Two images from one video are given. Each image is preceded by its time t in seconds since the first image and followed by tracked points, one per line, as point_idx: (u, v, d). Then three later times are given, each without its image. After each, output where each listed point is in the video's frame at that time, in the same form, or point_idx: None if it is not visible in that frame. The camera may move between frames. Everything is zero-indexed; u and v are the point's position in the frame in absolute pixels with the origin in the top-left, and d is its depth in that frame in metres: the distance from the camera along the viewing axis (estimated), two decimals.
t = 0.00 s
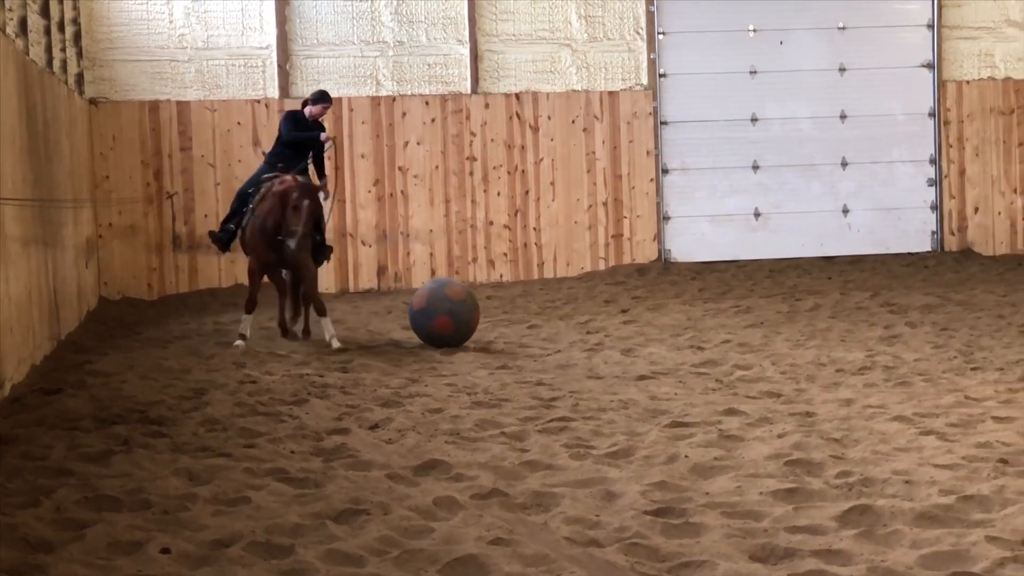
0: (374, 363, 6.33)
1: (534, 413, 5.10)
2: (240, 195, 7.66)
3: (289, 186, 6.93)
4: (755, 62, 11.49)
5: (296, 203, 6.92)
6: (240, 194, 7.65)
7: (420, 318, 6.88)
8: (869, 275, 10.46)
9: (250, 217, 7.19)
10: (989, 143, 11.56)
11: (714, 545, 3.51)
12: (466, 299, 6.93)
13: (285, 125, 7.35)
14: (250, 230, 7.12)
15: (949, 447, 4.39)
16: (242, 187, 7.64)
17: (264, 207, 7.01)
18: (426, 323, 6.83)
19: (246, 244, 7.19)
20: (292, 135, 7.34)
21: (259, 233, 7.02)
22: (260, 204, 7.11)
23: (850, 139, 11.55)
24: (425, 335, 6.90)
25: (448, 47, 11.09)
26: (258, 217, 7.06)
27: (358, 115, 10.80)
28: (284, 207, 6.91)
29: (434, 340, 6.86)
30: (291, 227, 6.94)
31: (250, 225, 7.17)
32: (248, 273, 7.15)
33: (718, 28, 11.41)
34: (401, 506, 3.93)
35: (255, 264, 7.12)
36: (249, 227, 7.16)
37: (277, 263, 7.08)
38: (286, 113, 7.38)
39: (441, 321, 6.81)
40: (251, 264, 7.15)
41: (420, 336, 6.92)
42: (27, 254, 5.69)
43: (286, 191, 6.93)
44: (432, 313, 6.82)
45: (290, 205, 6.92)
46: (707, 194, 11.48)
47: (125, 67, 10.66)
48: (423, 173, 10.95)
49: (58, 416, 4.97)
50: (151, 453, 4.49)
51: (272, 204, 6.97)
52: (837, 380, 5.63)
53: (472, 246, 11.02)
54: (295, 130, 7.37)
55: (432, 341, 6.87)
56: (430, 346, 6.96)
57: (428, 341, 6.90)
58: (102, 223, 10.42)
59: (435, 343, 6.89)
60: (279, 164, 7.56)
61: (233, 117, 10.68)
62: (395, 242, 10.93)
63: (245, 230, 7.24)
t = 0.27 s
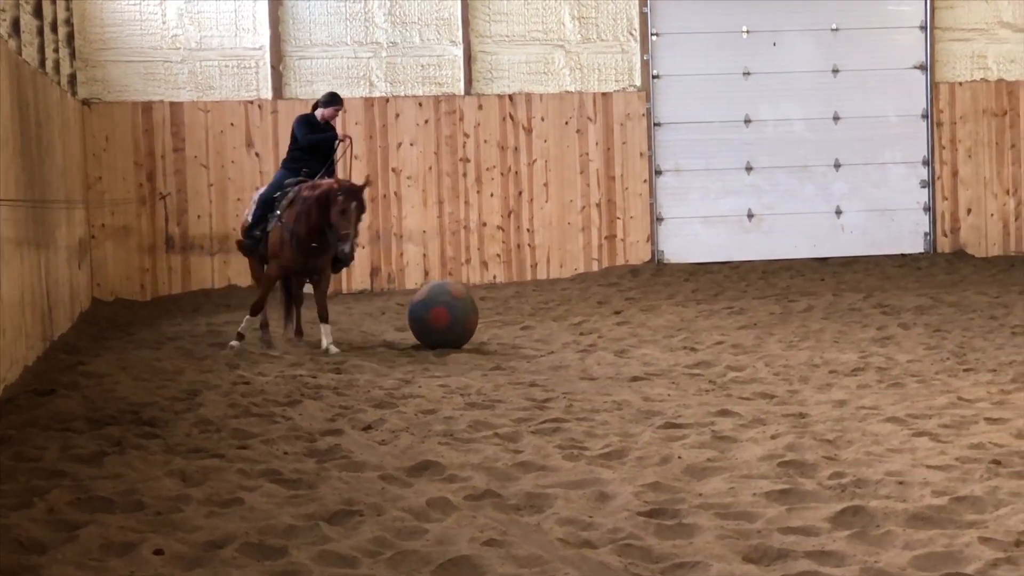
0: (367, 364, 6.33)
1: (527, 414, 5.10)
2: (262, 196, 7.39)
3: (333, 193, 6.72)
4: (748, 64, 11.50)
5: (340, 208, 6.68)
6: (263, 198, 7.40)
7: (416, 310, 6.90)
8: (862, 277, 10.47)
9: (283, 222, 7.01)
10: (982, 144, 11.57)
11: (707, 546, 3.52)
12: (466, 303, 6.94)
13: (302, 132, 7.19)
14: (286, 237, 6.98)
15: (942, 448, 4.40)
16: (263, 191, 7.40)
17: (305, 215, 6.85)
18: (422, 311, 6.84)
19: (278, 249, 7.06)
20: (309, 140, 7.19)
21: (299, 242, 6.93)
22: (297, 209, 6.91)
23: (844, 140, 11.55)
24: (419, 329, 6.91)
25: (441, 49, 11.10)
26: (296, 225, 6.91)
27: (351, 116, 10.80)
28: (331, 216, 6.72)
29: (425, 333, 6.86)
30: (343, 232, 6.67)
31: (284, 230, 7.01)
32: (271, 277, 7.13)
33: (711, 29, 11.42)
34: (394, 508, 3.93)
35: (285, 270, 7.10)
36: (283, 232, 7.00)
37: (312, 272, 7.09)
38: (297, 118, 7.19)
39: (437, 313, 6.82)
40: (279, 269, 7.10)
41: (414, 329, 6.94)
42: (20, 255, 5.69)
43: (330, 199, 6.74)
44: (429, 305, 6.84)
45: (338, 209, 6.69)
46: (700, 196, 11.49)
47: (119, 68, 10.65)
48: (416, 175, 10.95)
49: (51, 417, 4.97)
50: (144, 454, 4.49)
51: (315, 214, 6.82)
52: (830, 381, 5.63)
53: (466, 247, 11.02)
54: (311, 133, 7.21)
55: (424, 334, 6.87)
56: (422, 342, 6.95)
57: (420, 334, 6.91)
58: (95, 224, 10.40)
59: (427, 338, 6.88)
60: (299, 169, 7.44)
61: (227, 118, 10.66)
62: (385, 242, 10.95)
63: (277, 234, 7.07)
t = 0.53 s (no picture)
0: (362, 365, 6.33)
1: (522, 415, 5.11)
2: (275, 197, 7.20)
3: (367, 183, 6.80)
4: (743, 65, 11.51)
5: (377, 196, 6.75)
6: (276, 199, 7.20)
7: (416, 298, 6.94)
8: (856, 277, 10.48)
9: (310, 219, 6.95)
10: (976, 145, 11.58)
11: (701, 546, 3.52)
12: (469, 304, 6.97)
13: (319, 132, 6.99)
14: (315, 233, 6.93)
15: (936, 449, 4.40)
16: (276, 191, 7.21)
17: (337, 208, 6.88)
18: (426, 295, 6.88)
19: (307, 248, 6.94)
20: (326, 139, 7.01)
21: (331, 236, 6.91)
22: (327, 204, 6.91)
23: (838, 141, 11.57)
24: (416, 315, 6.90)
25: (436, 49, 11.10)
26: (327, 219, 6.90)
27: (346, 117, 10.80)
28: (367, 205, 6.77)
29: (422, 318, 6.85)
30: (387, 222, 6.73)
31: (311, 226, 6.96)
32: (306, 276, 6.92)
33: (706, 30, 11.42)
34: (389, 508, 3.93)
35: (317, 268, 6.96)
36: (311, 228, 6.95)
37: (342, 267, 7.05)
38: (312, 118, 6.99)
39: (439, 298, 6.86)
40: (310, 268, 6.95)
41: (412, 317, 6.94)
42: (14, 255, 5.69)
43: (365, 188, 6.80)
44: (434, 291, 6.90)
45: (377, 198, 6.75)
46: (695, 197, 11.50)
47: (113, 68, 10.65)
48: (410, 175, 10.95)
49: (46, 418, 4.97)
50: (139, 455, 4.49)
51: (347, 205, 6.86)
52: (825, 382, 5.63)
53: (461, 247, 11.02)
54: (327, 133, 7.02)
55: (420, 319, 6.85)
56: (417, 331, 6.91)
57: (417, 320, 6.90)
58: (90, 225, 10.39)
59: (423, 324, 6.86)
60: (308, 165, 7.30)
61: (221, 118, 10.66)
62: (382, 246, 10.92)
63: (303, 232, 6.98)
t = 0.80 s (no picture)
0: (359, 365, 6.32)
1: (519, 414, 5.10)
2: (294, 199, 7.09)
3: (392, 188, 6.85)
4: (740, 64, 11.51)
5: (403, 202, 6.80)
6: (295, 201, 7.09)
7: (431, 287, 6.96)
8: (854, 277, 10.48)
9: (337, 220, 7.00)
10: (974, 144, 11.57)
11: (699, 546, 3.52)
12: (480, 308, 7.00)
13: (339, 134, 6.85)
14: (345, 234, 7.00)
15: (934, 448, 4.40)
16: (294, 193, 7.09)
17: (364, 210, 6.95)
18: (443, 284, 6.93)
19: (338, 250, 7.02)
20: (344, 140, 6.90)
21: (360, 238, 7.01)
22: (351, 205, 6.97)
23: (835, 141, 11.57)
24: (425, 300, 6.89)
25: (434, 49, 11.10)
26: (353, 220, 6.98)
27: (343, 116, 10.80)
28: (392, 211, 6.81)
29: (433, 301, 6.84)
30: (408, 232, 6.74)
31: (338, 228, 7.01)
32: (344, 278, 7.04)
33: (703, 29, 11.42)
34: (387, 508, 3.93)
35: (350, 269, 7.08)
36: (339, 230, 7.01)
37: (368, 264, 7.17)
38: (327, 119, 6.85)
39: (455, 289, 6.90)
40: (343, 269, 7.05)
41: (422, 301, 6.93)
42: (12, 255, 5.69)
43: (391, 193, 6.85)
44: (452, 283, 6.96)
45: (404, 207, 6.79)
46: (692, 196, 11.50)
47: (111, 68, 10.65)
48: (408, 175, 10.95)
49: (43, 418, 4.97)
50: (136, 455, 4.49)
51: (373, 208, 6.93)
52: (822, 382, 5.63)
53: (458, 247, 11.01)
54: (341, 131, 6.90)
55: (430, 302, 6.84)
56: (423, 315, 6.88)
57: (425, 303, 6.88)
58: (87, 224, 10.38)
59: (431, 308, 6.84)
60: (317, 164, 7.23)
61: (218, 118, 10.66)
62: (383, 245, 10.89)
63: (330, 234, 7.02)
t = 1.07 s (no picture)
0: (359, 363, 6.32)
1: (519, 413, 5.11)
2: (316, 197, 6.98)
3: (420, 202, 7.05)
4: (740, 62, 11.51)
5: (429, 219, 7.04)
6: (317, 200, 6.99)
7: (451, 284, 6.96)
8: (854, 275, 10.48)
9: (360, 219, 7.04)
10: (974, 142, 11.57)
11: (699, 544, 3.52)
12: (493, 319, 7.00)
13: (353, 131, 6.88)
14: (368, 234, 7.05)
15: (934, 446, 4.40)
16: (315, 191, 6.99)
17: (388, 215, 7.07)
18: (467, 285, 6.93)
19: (360, 249, 7.05)
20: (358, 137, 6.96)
21: (381, 241, 7.09)
22: (375, 208, 7.05)
23: (835, 139, 11.57)
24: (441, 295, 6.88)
25: (433, 47, 11.10)
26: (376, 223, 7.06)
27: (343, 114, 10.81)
28: (416, 227, 7.07)
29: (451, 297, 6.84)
30: (426, 253, 7.06)
31: (360, 227, 7.06)
32: (362, 277, 7.06)
33: (703, 27, 11.42)
34: (387, 506, 3.93)
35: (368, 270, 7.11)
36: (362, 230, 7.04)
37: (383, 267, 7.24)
38: (336, 116, 6.88)
39: (476, 294, 6.90)
40: (360, 268, 7.09)
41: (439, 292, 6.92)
42: (12, 253, 5.69)
43: (417, 207, 7.06)
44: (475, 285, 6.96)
45: (424, 229, 7.04)
46: (692, 194, 11.50)
47: (110, 67, 10.65)
48: (408, 173, 10.95)
49: (43, 417, 4.97)
50: (136, 454, 4.49)
51: (397, 215, 7.09)
52: (822, 379, 5.63)
53: (458, 245, 11.01)
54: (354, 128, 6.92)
55: (448, 297, 6.84)
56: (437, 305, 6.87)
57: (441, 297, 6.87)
58: (87, 224, 10.39)
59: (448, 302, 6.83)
60: (329, 163, 7.18)
61: (218, 117, 10.66)
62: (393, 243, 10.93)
63: (353, 233, 7.05)
